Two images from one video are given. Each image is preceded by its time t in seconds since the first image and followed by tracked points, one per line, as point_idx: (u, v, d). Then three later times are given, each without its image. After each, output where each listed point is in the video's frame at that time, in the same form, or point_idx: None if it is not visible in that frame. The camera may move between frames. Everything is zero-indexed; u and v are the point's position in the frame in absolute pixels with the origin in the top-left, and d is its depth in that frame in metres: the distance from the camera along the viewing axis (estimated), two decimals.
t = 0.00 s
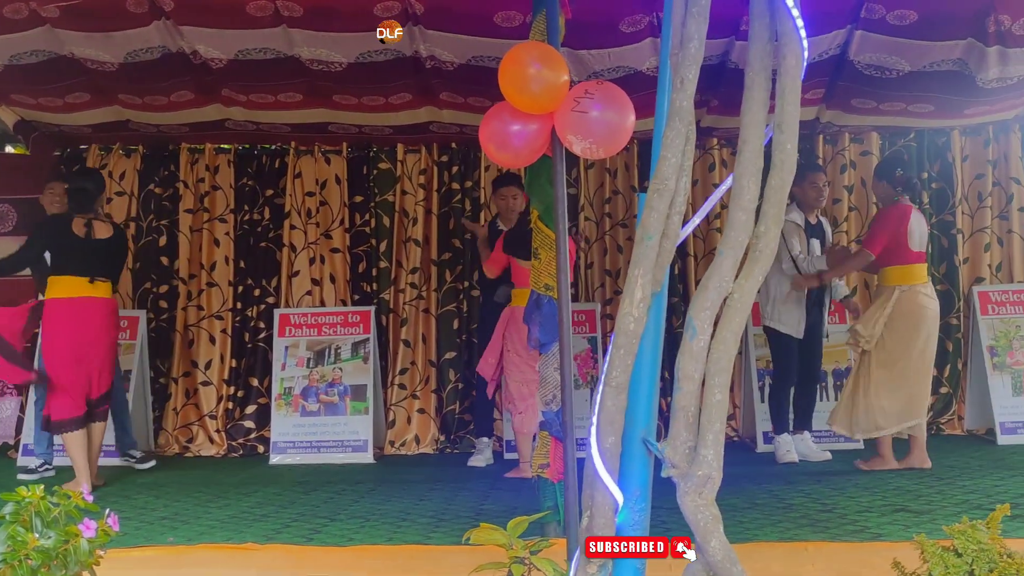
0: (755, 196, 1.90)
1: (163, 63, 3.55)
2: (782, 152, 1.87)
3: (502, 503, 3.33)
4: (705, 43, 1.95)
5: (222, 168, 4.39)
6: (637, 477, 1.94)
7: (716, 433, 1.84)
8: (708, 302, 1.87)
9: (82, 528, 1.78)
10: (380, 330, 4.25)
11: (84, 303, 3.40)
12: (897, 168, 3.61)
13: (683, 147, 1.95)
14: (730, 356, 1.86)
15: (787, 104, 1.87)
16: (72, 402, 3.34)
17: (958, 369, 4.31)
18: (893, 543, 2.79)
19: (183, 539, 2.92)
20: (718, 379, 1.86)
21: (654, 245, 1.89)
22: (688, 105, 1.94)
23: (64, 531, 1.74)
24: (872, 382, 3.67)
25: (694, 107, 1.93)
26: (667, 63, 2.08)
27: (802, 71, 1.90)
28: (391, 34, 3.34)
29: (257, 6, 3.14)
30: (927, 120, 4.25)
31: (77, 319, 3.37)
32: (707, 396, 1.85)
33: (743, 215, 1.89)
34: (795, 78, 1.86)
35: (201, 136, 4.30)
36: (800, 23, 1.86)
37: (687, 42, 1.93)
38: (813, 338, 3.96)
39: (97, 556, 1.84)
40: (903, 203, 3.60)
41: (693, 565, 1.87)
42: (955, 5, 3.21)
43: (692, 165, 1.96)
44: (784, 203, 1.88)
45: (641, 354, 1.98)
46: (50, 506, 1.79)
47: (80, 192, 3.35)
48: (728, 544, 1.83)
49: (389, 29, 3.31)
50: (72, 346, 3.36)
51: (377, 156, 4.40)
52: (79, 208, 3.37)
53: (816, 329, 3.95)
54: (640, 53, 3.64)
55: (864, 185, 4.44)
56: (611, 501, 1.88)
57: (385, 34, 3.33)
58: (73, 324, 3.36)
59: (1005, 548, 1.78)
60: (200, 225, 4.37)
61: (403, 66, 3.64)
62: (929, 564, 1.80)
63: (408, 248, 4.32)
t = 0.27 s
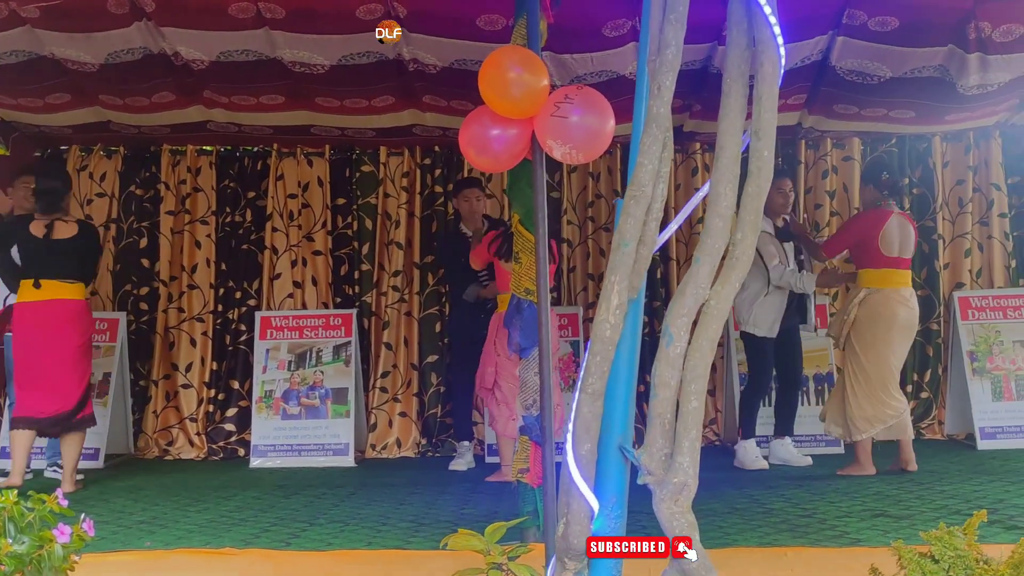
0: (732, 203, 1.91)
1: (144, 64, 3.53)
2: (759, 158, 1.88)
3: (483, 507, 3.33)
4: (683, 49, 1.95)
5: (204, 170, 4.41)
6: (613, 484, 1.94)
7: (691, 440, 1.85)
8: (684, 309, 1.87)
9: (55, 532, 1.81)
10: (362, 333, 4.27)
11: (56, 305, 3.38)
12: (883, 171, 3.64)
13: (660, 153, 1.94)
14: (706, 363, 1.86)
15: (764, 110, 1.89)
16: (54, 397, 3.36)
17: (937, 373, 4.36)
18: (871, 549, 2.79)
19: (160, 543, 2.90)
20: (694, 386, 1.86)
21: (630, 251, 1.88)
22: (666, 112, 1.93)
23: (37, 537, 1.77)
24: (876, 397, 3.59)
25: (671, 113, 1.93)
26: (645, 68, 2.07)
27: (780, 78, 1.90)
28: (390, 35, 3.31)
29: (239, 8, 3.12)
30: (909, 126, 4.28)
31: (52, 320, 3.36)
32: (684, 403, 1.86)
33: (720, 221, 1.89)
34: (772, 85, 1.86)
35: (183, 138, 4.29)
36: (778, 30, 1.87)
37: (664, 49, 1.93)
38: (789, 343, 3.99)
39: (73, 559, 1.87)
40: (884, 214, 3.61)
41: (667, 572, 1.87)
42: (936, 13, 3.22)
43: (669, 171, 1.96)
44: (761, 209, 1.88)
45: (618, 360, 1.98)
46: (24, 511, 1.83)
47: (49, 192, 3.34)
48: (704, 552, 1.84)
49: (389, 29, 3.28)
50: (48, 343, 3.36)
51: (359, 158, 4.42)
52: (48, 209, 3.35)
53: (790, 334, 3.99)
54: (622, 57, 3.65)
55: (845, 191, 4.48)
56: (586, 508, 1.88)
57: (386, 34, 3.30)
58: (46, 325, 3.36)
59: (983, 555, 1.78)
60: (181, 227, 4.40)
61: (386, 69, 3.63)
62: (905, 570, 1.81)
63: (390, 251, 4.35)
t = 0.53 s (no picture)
0: (712, 209, 1.91)
1: (128, 66, 3.52)
2: (739, 165, 1.88)
3: (466, 512, 3.33)
4: (663, 56, 1.95)
5: (189, 172, 4.42)
6: (593, 490, 1.93)
7: (671, 447, 1.86)
8: (664, 316, 1.87)
9: (35, 537, 1.80)
10: (347, 336, 4.31)
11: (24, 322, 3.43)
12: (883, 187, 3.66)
13: (640, 159, 1.93)
14: (686, 370, 1.87)
15: (744, 117, 1.89)
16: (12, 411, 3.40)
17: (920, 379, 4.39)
18: (851, 554, 2.79)
19: (140, 548, 2.89)
20: (674, 393, 1.86)
21: (610, 258, 1.88)
22: (646, 118, 1.93)
23: (15, 542, 1.77)
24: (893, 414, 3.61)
25: (651, 120, 1.93)
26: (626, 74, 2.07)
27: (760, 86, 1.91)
28: (388, 35, 3.26)
29: (224, 10, 3.11)
30: (893, 132, 4.31)
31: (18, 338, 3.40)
32: (663, 409, 1.86)
33: (700, 228, 1.89)
34: (752, 93, 1.86)
35: (168, 139, 4.29)
36: (759, 37, 1.86)
37: (645, 56, 1.93)
38: (758, 348, 4.05)
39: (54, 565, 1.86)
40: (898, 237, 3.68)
41: None
42: (919, 21, 3.23)
43: (650, 178, 1.96)
44: (741, 216, 1.89)
45: (599, 366, 1.98)
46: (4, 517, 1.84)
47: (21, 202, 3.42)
48: (683, 560, 1.85)
49: (388, 29, 3.23)
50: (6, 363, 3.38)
51: (345, 161, 4.45)
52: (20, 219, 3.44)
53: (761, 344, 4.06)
54: (608, 62, 3.67)
55: (830, 196, 4.51)
56: (566, 514, 1.87)
57: (384, 34, 3.25)
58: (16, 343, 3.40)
59: (962, 560, 1.78)
60: (165, 229, 4.41)
61: (372, 72, 3.62)
62: None
63: (375, 254, 4.37)
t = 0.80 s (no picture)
0: (697, 214, 1.91)
1: (117, 67, 3.50)
2: (724, 171, 1.88)
3: (453, 515, 3.32)
4: (649, 62, 1.95)
5: (177, 173, 4.42)
6: (577, 494, 1.94)
7: (656, 451, 1.85)
8: (650, 320, 1.88)
9: (18, 539, 1.86)
10: (335, 338, 4.32)
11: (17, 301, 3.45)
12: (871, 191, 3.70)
13: (626, 164, 1.93)
14: (671, 373, 1.87)
15: (730, 122, 1.89)
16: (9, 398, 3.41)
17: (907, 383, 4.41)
18: (837, 558, 2.78)
19: (125, 550, 2.86)
20: (659, 397, 1.86)
21: (595, 262, 1.88)
22: (633, 123, 1.92)
23: None
24: (881, 418, 3.70)
25: (637, 125, 1.93)
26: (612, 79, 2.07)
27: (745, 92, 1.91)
28: (387, 34, 3.26)
29: (213, 11, 3.11)
30: (881, 137, 4.33)
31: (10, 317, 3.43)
32: (649, 413, 1.86)
33: (686, 232, 1.90)
34: (737, 98, 1.87)
35: (157, 140, 4.28)
36: (744, 43, 1.87)
37: (631, 61, 1.93)
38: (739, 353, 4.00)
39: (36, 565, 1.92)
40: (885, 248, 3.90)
41: None
42: (907, 26, 3.25)
43: (635, 183, 1.95)
44: (725, 221, 1.89)
45: (584, 370, 1.98)
46: None
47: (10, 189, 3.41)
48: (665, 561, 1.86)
49: (387, 29, 3.24)
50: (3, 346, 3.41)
51: (334, 163, 4.46)
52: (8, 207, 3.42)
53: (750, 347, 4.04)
54: (596, 66, 3.68)
55: (818, 201, 4.52)
56: (550, 518, 1.87)
57: (383, 34, 3.26)
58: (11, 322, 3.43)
59: (946, 566, 1.78)
60: (154, 231, 4.41)
61: (361, 74, 3.62)
62: None
63: (364, 256, 4.38)
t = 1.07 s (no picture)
0: (687, 218, 1.91)
1: (109, 67, 3.49)
2: (715, 174, 1.88)
3: (443, 517, 3.32)
4: (640, 64, 1.95)
5: (169, 173, 4.42)
6: (567, 496, 1.93)
7: (645, 453, 1.85)
8: (640, 322, 1.88)
9: (6, 540, 1.88)
10: (327, 339, 4.33)
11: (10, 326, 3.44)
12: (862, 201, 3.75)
13: (617, 167, 1.93)
14: (660, 376, 1.87)
15: (721, 125, 1.89)
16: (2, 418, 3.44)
17: (898, 386, 4.43)
18: (827, 561, 2.78)
19: (115, 551, 2.85)
20: (648, 399, 1.86)
21: (585, 264, 1.88)
22: (623, 126, 1.93)
23: None
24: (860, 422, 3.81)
25: (627, 128, 1.93)
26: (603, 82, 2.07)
27: (736, 95, 1.91)
28: (386, 34, 3.28)
29: (205, 12, 3.10)
30: (873, 141, 4.34)
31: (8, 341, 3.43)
32: (638, 415, 1.86)
33: (676, 235, 1.90)
34: (728, 101, 1.87)
35: (149, 141, 4.28)
36: (735, 47, 1.87)
37: (621, 63, 1.93)
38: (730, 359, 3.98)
39: (24, 567, 1.94)
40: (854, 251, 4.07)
41: None
42: (899, 31, 3.25)
43: (626, 186, 1.96)
44: (715, 225, 1.89)
45: (574, 372, 1.98)
46: None
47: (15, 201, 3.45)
48: (654, 563, 1.86)
49: (384, 29, 3.25)
50: None
51: (327, 164, 4.46)
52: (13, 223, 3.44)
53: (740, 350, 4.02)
54: (588, 68, 3.68)
55: (810, 204, 4.53)
56: (539, 520, 1.87)
57: (381, 34, 3.27)
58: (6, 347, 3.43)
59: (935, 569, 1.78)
60: (145, 231, 4.40)
61: (354, 75, 3.62)
62: None
63: (356, 257, 4.39)
